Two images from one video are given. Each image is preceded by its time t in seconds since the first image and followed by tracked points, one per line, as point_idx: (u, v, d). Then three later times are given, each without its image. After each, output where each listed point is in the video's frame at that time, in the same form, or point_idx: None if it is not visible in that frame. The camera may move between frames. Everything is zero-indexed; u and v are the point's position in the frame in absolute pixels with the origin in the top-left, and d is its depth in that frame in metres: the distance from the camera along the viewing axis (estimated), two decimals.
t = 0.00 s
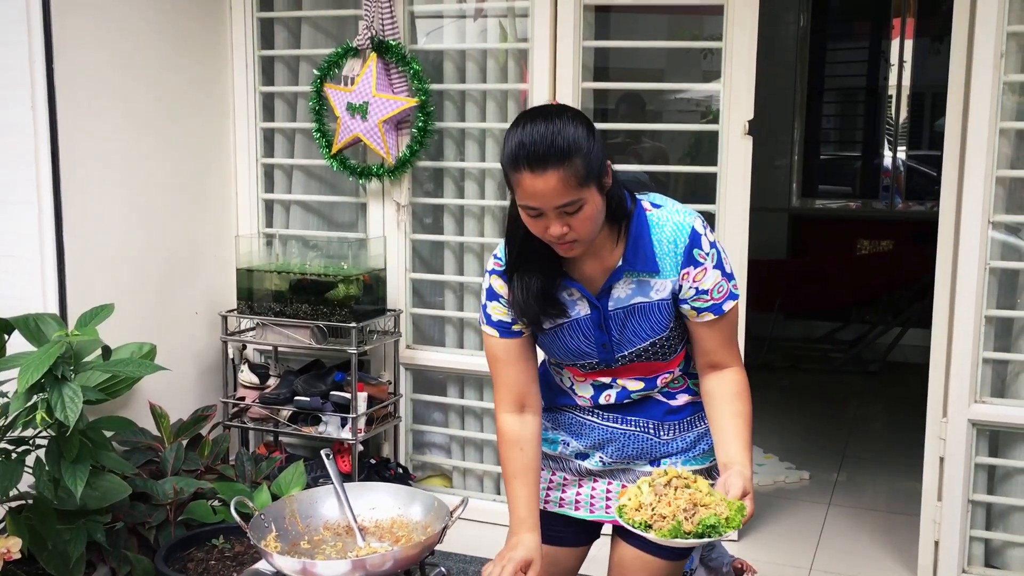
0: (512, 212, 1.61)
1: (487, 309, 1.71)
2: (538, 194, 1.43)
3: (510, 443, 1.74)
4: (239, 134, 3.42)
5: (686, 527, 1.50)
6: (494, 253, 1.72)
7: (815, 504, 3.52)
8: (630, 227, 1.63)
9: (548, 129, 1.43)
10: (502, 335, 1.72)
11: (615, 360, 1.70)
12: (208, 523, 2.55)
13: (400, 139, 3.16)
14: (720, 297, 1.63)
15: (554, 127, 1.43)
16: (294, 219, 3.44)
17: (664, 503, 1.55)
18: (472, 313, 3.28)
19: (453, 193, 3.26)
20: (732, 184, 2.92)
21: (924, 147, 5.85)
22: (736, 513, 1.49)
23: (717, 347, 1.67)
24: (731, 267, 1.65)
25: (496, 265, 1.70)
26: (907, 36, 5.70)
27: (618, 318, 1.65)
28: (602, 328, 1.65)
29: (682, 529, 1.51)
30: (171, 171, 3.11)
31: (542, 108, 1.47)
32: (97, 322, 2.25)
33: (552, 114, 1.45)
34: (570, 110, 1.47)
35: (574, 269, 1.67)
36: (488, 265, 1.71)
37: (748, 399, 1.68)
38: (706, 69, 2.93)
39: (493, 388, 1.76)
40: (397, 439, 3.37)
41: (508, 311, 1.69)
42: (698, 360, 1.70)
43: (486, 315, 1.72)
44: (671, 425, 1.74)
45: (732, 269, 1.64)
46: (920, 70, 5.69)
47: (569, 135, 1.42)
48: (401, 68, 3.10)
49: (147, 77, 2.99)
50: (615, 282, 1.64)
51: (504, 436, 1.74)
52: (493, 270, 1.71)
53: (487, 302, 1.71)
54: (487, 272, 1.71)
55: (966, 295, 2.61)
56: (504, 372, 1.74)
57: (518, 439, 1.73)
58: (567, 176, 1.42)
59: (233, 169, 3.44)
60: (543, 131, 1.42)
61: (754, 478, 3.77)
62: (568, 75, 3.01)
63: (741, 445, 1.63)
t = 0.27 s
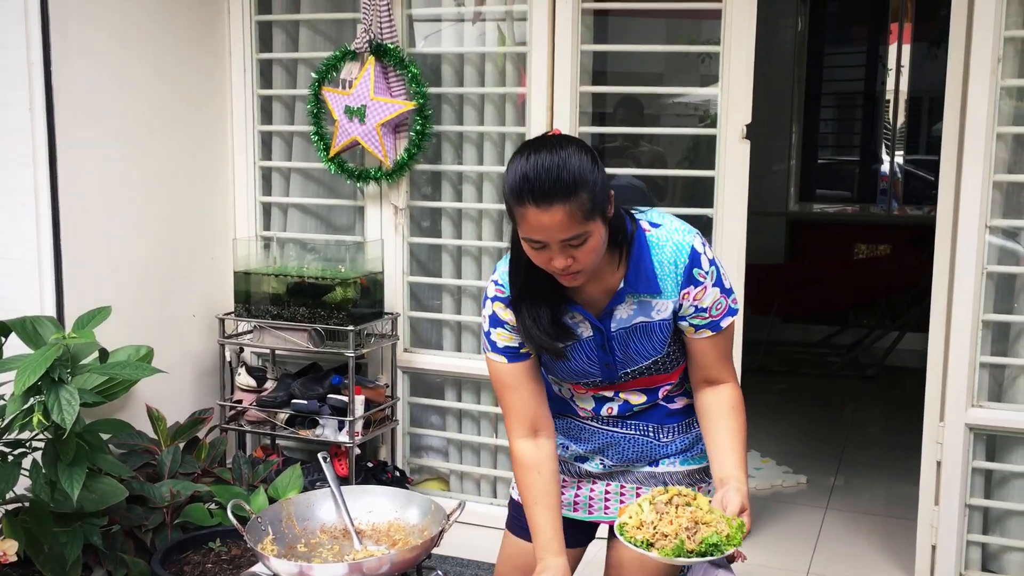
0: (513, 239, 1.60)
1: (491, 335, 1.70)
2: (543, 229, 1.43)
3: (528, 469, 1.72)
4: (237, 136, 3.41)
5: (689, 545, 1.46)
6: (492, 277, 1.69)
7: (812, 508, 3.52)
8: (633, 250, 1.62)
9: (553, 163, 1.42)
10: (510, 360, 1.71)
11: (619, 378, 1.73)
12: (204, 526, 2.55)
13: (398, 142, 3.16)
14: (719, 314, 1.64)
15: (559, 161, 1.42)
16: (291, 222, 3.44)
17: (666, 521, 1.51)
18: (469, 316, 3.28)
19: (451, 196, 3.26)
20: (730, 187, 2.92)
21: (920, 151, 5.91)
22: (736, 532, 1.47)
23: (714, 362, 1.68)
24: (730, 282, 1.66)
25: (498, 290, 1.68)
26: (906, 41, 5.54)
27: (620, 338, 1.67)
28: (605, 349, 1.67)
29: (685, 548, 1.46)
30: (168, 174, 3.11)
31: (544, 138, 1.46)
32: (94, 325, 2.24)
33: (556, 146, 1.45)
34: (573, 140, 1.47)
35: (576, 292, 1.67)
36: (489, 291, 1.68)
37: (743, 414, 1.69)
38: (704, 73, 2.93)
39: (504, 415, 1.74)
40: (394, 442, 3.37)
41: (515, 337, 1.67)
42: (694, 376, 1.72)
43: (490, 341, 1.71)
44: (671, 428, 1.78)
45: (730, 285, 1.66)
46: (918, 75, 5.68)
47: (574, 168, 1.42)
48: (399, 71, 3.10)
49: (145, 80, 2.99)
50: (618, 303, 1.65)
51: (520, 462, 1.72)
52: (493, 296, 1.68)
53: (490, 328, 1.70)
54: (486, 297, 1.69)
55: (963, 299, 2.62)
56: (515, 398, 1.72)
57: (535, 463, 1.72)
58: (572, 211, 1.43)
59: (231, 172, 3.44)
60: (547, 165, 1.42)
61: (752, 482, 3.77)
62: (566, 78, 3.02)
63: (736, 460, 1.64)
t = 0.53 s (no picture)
0: (509, 257, 1.59)
1: (488, 349, 1.69)
2: (542, 250, 1.43)
3: (524, 480, 1.72)
4: (233, 138, 3.41)
5: (684, 558, 1.44)
6: (488, 292, 1.68)
7: (808, 509, 3.52)
8: (628, 264, 1.62)
9: (551, 185, 1.42)
10: (508, 373, 1.70)
11: (616, 387, 1.74)
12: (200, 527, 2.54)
13: (394, 144, 3.16)
14: (713, 325, 1.65)
15: (557, 183, 1.42)
16: (287, 224, 3.44)
17: (660, 534, 1.50)
18: (465, 318, 3.28)
19: (446, 198, 3.26)
20: (725, 189, 2.93)
21: (917, 153, 5.80)
22: (731, 543, 1.47)
23: (710, 373, 1.68)
24: (725, 292, 1.66)
25: (494, 304, 1.66)
26: (901, 43, 5.61)
27: (618, 350, 1.67)
28: (602, 362, 1.68)
29: (680, 561, 1.45)
30: (163, 175, 3.11)
31: (540, 158, 1.46)
32: (90, 326, 2.24)
33: (553, 167, 1.44)
34: (570, 159, 1.46)
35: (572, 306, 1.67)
36: (486, 305, 1.66)
37: (739, 423, 1.69)
38: (701, 75, 2.94)
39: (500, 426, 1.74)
40: (390, 444, 3.37)
41: (512, 352, 1.66)
42: (689, 386, 1.72)
43: (488, 355, 1.69)
44: (669, 430, 1.79)
45: (726, 295, 1.66)
46: (915, 77, 5.75)
47: (572, 190, 1.42)
48: (395, 73, 3.10)
49: (140, 81, 2.98)
50: (615, 317, 1.64)
51: (516, 473, 1.72)
52: (491, 310, 1.67)
53: (487, 343, 1.68)
54: (483, 311, 1.68)
55: (958, 301, 2.62)
56: (512, 409, 1.72)
57: (532, 474, 1.72)
58: (571, 232, 1.43)
59: (227, 173, 3.44)
60: (546, 187, 1.41)
61: (748, 483, 3.77)
62: (562, 80, 3.02)
63: (732, 471, 1.65)
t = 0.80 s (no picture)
0: (505, 261, 1.59)
1: (483, 351, 1.69)
2: (539, 255, 1.43)
3: (511, 484, 1.72)
4: (228, 138, 3.41)
5: (678, 557, 1.44)
6: (485, 294, 1.67)
7: (804, 508, 3.53)
8: (624, 267, 1.62)
9: (547, 190, 1.42)
10: (501, 376, 1.70)
11: (612, 388, 1.75)
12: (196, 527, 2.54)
13: (389, 143, 3.16)
14: (708, 327, 1.65)
15: (554, 188, 1.42)
16: (283, 224, 3.44)
17: (654, 534, 1.50)
18: (461, 317, 3.28)
19: (442, 198, 3.26)
20: (721, 188, 2.93)
21: (913, 152, 5.86)
22: (725, 543, 1.48)
23: (705, 375, 1.69)
24: (719, 294, 1.66)
25: (490, 307, 1.66)
26: (896, 42, 5.56)
27: (614, 352, 1.68)
28: (598, 364, 1.69)
29: (673, 560, 1.45)
30: (158, 175, 3.10)
31: (536, 163, 1.46)
32: (85, 327, 2.24)
33: (550, 172, 1.44)
34: (566, 163, 1.46)
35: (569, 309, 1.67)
36: (482, 307, 1.66)
37: (734, 425, 1.69)
38: (696, 74, 2.94)
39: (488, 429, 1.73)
40: (386, 444, 3.37)
41: (506, 354, 1.66)
42: (685, 388, 1.72)
43: (482, 358, 1.69)
44: (665, 429, 1.80)
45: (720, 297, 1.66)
46: (909, 76, 5.77)
47: (569, 194, 1.42)
48: (390, 73, 3.10)
49: (135, 81, 2.98)
50: (611, 319, 1.65)
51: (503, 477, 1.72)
52: (486, 312, 1.67)
53: (482, 345, 1.68)
54: (478, 313, 1.68)
55: (953, 299, 2.63)
56: (502, 413, 1.72)
57: (521, 478, 1.72)
58: (568, 237, 1.43)
59: (222, 173, 3.44)
60: (543, 192, 1.41)
61: (743, 482, 3.77)
62: (557, 79, 3.02)
63: (727, 473, 1.65)
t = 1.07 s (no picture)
0: (500, 262, 1.59)
1: (478, 351, 1.69)
2: (535, 256, 1.44)
3: (503, 484, 1.71)
4: (225, 138, 3.41)
5: (676, 556, 1.45)
6: (482, 293, 1.68)
7: (802, 505, 3.53)
8: (620, 267, 1.62)
9: (541, 191, 1.42)
10: (496, 375, 1.70)
11: (609, 387, 1.75)
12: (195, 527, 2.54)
13: (386, 143, 3.16)
14: (705, 326, 1.66)
15: (548, 188, 1.42)
16: (280, 223, 3.44)
17: (652, 532, 1.51)
18: (460, 316, 3.28)
19: (440, 197, 3.26)
20: (718, 185, 2.94)
21: (909, 149, 5.92)
22: (723, 540, 1.48)
23: (702, 373, 1.69)
24: (716, 293, 1.67)
25: (487, 306, 1.66)
26: (892, 39, 5.67)
27: (611, 352, 1.68)
28: (595, 363, 1.69)
29: (672, 559, 1.45)
30: (155, 176, 3.10)
31: (530, 164, 1.46)
32: (83, 328, 2.24)
33: (544, 173, 1.45)
34: (560, 164, 1.47)
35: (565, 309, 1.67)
36: (479, 307, 1.67)
37: (732, 423, 1.70)
38: (693, 73, 2.94)
39: (478, 430, 1.73)
40: (385, 443, 3.37)
41: (502, 353, 1.67)
42: (683, 386, 1.73)
43: (477, 357, 1.70)
44: (663, 427, 1.80)
45: (717, 296, 1.67)
46: (905, 75, 5.75)
47: (564, 195, 1.42)
48: (387, 72, 3.10)
49: (133, 82, 2.98)
50: (608, 319, 1.65)
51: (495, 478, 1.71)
52: (484, 312, 1.67)
53: (477, 344, 1.68)
54: (476, 313, 1.68)
55: (950, 296, 2.64)
56: (494, 413, 1.71)
57: (513, 479, 1.71)
58: (563, 237, 1.43)
59: (220, 174, 3.44)
60: (537, 193, 1.42)
61: (741, 479, 3.78)
62: (554, 78, 3.02)
63: (726, 471, 1.66)
